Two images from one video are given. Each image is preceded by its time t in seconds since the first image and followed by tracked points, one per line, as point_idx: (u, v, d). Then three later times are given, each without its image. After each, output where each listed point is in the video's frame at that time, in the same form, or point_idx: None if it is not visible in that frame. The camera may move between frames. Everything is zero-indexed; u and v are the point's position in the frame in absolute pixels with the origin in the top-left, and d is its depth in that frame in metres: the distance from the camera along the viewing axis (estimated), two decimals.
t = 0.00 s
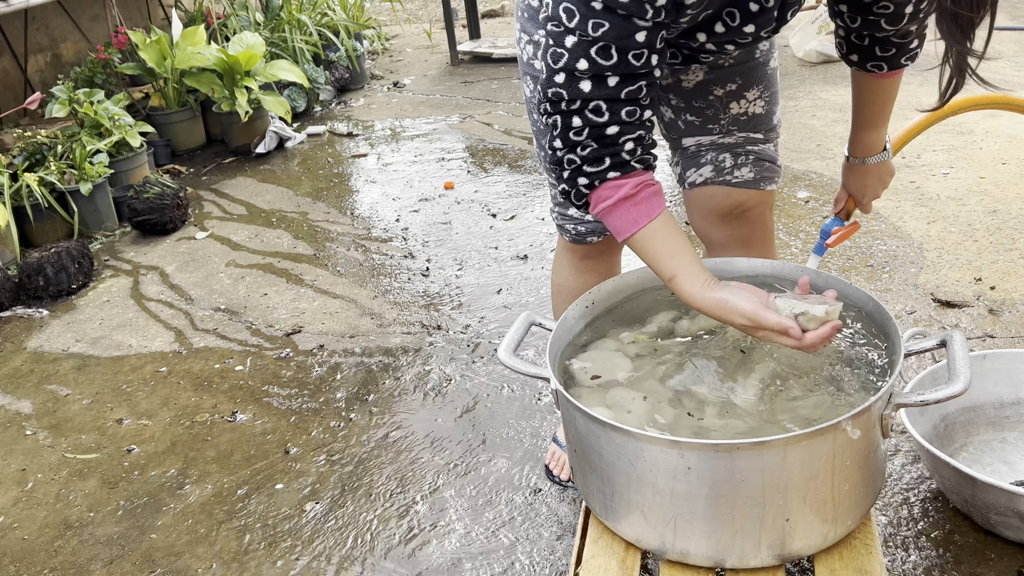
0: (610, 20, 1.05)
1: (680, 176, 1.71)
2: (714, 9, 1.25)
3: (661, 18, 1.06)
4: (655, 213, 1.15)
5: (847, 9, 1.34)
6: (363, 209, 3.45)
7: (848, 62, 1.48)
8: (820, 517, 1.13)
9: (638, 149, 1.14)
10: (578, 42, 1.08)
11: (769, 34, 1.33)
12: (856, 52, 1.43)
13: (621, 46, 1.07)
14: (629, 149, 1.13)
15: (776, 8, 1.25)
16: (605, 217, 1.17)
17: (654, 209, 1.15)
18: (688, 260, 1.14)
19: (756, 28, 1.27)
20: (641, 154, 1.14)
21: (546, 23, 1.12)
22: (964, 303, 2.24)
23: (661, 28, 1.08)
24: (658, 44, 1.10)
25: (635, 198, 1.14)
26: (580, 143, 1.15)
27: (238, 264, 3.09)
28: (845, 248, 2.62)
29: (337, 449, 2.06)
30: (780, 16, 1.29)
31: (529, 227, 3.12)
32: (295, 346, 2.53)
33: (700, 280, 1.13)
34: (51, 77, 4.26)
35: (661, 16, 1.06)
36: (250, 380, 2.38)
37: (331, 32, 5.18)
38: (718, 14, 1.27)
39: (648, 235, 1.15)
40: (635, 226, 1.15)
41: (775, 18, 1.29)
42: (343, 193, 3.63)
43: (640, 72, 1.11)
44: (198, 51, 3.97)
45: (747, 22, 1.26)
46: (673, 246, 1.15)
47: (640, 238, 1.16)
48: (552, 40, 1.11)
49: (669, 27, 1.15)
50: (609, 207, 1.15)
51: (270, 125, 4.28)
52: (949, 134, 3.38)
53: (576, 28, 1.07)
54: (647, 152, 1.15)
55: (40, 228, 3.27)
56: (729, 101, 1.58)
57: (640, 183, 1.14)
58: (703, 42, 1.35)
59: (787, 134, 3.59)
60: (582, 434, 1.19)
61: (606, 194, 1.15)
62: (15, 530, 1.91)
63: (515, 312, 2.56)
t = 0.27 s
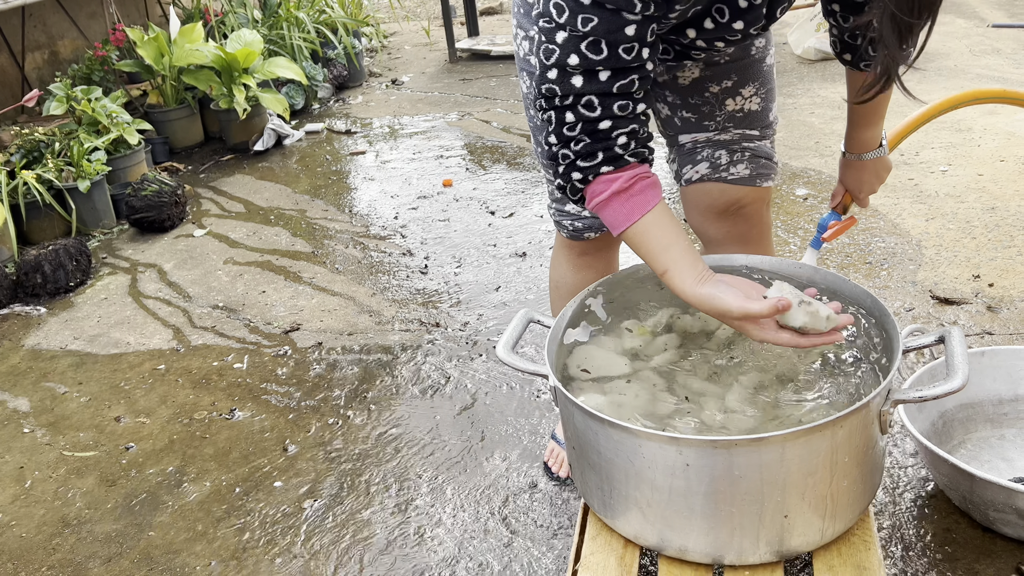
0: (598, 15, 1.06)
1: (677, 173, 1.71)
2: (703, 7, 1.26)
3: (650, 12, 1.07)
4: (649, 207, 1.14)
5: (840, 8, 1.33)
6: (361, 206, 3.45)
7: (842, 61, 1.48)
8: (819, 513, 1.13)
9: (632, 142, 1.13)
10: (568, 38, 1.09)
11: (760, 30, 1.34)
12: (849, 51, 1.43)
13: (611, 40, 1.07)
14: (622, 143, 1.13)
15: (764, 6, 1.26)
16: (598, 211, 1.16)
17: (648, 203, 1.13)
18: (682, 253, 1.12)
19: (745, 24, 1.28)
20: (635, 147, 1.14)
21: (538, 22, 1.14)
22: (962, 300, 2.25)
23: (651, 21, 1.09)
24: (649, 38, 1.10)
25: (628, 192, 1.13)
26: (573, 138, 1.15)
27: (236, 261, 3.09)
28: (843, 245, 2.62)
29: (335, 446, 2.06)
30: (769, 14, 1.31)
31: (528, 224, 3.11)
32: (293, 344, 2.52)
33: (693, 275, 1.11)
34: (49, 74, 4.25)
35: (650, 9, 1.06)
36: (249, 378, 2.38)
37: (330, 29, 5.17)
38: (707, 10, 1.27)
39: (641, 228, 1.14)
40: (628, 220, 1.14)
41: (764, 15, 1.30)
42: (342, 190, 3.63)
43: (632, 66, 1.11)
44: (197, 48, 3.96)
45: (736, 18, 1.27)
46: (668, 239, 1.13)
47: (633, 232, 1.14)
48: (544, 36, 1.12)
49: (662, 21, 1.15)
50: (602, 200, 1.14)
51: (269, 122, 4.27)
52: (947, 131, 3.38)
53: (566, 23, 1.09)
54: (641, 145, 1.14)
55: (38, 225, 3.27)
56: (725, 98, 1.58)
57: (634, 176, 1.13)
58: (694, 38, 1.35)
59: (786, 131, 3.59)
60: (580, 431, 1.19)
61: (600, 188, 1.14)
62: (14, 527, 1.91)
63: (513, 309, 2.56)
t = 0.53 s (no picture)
0: (592, 13, 1.06)
1: (673, 171, 1.71)
2: (696, 5, 1.26)
3: (644, 11, 1.07)
4: (640, 204, 1.12)
5: (835, 5, 1.33)
6: (358, 204, 3.44)
7: (838, 57, 1.47)
8: (815, 510, 1.13)
9: (624, 141, 1.14)
10: (562, 36, 1.09)
11: (753, 28, 1.34)
12: (844, 47, 1.42)
13: (604, 38, 1.07)
14: (615, 141, 1.13)
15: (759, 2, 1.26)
16: (588, 207, 1.15)
17: (638, 200, 1.12)
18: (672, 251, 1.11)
19: (740, 21, 1.28)
20: (628, 146, 1.14)
21: (531, 21, 1.14)
22: (959, 297, 2.25)
23: (645, 20, 1.09)
24: (642, 37, 1.10)
25: (620, 188, 1.12)
26: (566, 136, 1.15)
27: (233, 259, 3.08)
28: (840, 242, 2.62)
29: (332, 444, 2.06)
30: (764, 11, 1.30)
31: (525, 222, 3.11)
32: (290, 342, 2.52)
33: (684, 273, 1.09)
34: (45, 72, 4.24)
35: (643, 8, 1.06)
36: (245, 376, 2.38)
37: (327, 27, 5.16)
38: (700, 8, 1.28)
39: (631, 224, 1.12)
40: (619, 216, 1.12)
41: (759, 13, 1.29)
42: (339, 188, 3.62)
43: (625, 64, 1.11)
44: (193, 46, 3.97)
45: (730, 16, 1.27)
46: (657, 237, 1.11)
47: (623, 228, 1.12)
48: (537, 35, 1.12)
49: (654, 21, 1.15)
50: (593, 197, 1.13)
51: (266, 120, 4.26)
52: (945, 128, 3.38)
53: (559, 22, 1.09)
54: (633, 144, 1.14)
55: (34, 223, 3.26)
56: (721, 95, 1.58)
57: (625, 173, 1.12)
58: (689, 36, 1.35)
59: (783, 129, 3.59)
60: (576, 428, 1.19)
61: (590, 185, 1.13)
62: (10, 526, 1.91)
63: (511, 307, 2.56)
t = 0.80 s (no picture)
0: (586, 13, 1.06)
1: (670, 170, 1.71)
2: (693, 5, 1.26)
3: (638, 11, 1.07)
4: (630, 206, 1.12)
5: (830, 5, 1.34)
6: (357, 203, 3.44)
7: (834, 58, 1.47)
8: (813, 509, 1.13)
9: (617, 141, 1.14)
10: (556, 36, 1.09)
11: (750, 29, 1.34)
12: (841, 48, 1.42)
13: (598, 38, 1.08)
14: (608, 141, 1.13)
15: (756, 3, 1.26)
16: (578, 204, 1.15)
17: (628, 203, 1.12)
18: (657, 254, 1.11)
19: (736, 22, 1.28)
20: (621, 146, 1.14)
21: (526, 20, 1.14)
22: (957, 295, 2.25)
23: (639, 21, 1.09)
24: (636, 38, 1.10)
25: (610, 189, 1.12)
26: (559, 134, 1.15)
27: (231, 258, 3.08)
28: (838, 241, 2.63)
29: (330, 442, 2.06)
30: (761, 12, 1.30)
31: (524, 220, 3.11)
32: (289, 340, 2.52)
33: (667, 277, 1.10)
34: (42, 70, 4.23)
35: (637, 9, 1.07)
36: (244, 375, 2.37)
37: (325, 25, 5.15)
38: (697, 8, 1.27)
39: (619, 225, 1.13)
40: (607, 216, 1.13)
41: (755, 13, 1.30)
42: (337, 186, 3.62)
43: (619, 65, 1.11)
44: (191, 44, 3.97)
45: (726, 16, 1.27)
46: (645, 240, 1.12)
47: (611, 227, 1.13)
48: (531, 34, 1.12)
49: (650, 21, 1.15)
50: (583, 195, 1.14)
51: (264, 118, 4.25)
52: (943, 126, 3.37)
53: (554, 21, 1.09)
54: (627, 144, 1.14)
55: (31, 222, 3.24)
56: (719, 94, 1.58)
57: (617, 173, 1.13)
58: (685, 36, 1.34)
59: (782, 127, 3.59)
60: (574, 427, 1.19)
61: (581, 184, 1.14)
62: (8, 525, 1.91)
63: (509, 305, 2.56)
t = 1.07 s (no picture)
0: (582, 12, 1.06)
1: (670, 167, 1.71)
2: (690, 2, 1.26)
3: (634, 10, 1.07)
4: (627, 193, 1.14)
5: (830, 4, 1.34)
6: (355, 201, 3.44)
7: (834, 57, 1.47)
8: (812, 506, 1.14)
9: (613, 135, 1.14)
10: (553, 33, 1.10)
11: (748, 27, 1.33)
12: (840, 47, 1.43)
13: (594, 37, 1.08)
14: (603, 135, 1.13)
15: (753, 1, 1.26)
16: (574, 194, 1.16)
17: (624, 190, 1.13)
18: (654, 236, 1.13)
19: (734, 20, 1.28)
20: (616, 140, 1.14)
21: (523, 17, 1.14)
22: (955, 294, 2.25)
23: (635, 19, 1.09)
24: (633, 35, 1.10)
25: (607, 178, 1.13)
26: (555, 129, 1.15)
27: (230, 256, 3.08)
28: (837, 239, 2.63)
29: (330, 441, 2.06)
30: (759, 11, 1.29)
31: (523, 219, 3.11)
32: (287, 339, 2.52)
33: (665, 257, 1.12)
34: (40, 69, 4.22)
35: (634, 7, 1.06)
36: (243, 373, 2.37)
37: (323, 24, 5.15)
38: (695, 6, 1.28)
39: (617, 212, 1.13)
40: (605, 204, 1.13)
41: (754, 11, 1.29)
42: (335, 185, 3.62)
43: (615, 62, 1.11)
44: (189, 43, 3.96)
45: (724, 14, 1.27)
46: (642, 223, 1.13)
47: (609, 215, 1.14)
48: (529, 31, 1.13)
49: (647, 18, 1.15)
50: (581, 185, 1.14)
51: (262, 117, 4.25)
52: (941, 125, 3.38)
53: (550, 19, 1.09)
54: (622, 138, 1.15)
55: (30, 221, 3.24)
56: (719, 92, 1.58)
57: (614, 163, 1.14)
58: (683, 34, 1.35)
59: (780, 126, 3.59)
60: (574, 424, 1.19)
61: (577, 176, 1.15)
62: (7, 523, 1.91)
63: (508, 304, 2.56)
